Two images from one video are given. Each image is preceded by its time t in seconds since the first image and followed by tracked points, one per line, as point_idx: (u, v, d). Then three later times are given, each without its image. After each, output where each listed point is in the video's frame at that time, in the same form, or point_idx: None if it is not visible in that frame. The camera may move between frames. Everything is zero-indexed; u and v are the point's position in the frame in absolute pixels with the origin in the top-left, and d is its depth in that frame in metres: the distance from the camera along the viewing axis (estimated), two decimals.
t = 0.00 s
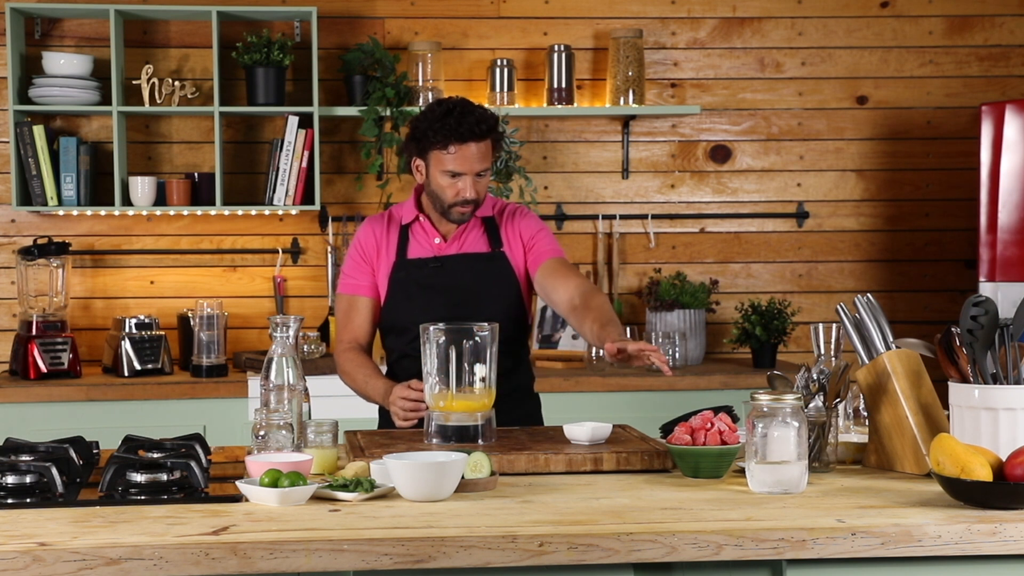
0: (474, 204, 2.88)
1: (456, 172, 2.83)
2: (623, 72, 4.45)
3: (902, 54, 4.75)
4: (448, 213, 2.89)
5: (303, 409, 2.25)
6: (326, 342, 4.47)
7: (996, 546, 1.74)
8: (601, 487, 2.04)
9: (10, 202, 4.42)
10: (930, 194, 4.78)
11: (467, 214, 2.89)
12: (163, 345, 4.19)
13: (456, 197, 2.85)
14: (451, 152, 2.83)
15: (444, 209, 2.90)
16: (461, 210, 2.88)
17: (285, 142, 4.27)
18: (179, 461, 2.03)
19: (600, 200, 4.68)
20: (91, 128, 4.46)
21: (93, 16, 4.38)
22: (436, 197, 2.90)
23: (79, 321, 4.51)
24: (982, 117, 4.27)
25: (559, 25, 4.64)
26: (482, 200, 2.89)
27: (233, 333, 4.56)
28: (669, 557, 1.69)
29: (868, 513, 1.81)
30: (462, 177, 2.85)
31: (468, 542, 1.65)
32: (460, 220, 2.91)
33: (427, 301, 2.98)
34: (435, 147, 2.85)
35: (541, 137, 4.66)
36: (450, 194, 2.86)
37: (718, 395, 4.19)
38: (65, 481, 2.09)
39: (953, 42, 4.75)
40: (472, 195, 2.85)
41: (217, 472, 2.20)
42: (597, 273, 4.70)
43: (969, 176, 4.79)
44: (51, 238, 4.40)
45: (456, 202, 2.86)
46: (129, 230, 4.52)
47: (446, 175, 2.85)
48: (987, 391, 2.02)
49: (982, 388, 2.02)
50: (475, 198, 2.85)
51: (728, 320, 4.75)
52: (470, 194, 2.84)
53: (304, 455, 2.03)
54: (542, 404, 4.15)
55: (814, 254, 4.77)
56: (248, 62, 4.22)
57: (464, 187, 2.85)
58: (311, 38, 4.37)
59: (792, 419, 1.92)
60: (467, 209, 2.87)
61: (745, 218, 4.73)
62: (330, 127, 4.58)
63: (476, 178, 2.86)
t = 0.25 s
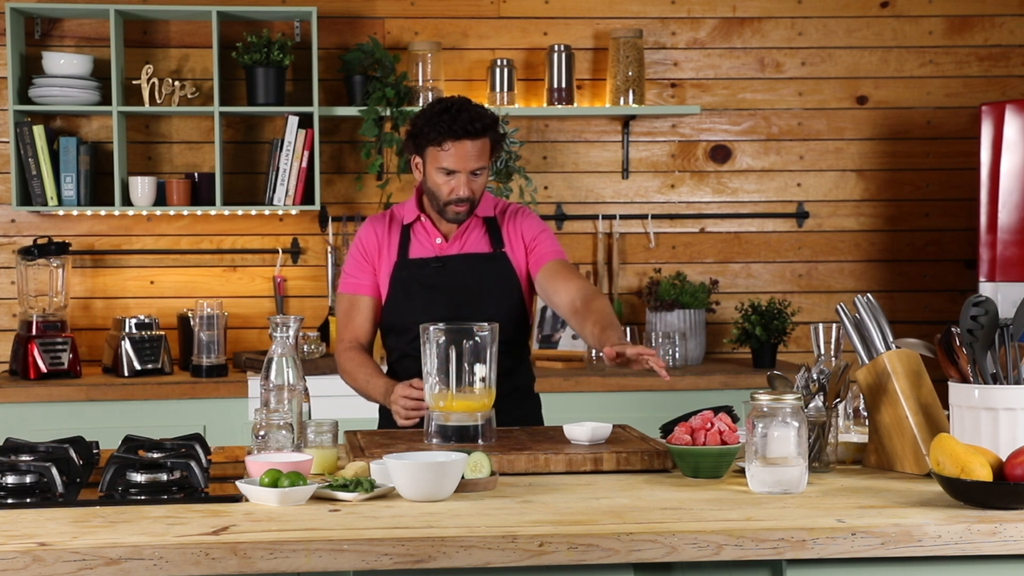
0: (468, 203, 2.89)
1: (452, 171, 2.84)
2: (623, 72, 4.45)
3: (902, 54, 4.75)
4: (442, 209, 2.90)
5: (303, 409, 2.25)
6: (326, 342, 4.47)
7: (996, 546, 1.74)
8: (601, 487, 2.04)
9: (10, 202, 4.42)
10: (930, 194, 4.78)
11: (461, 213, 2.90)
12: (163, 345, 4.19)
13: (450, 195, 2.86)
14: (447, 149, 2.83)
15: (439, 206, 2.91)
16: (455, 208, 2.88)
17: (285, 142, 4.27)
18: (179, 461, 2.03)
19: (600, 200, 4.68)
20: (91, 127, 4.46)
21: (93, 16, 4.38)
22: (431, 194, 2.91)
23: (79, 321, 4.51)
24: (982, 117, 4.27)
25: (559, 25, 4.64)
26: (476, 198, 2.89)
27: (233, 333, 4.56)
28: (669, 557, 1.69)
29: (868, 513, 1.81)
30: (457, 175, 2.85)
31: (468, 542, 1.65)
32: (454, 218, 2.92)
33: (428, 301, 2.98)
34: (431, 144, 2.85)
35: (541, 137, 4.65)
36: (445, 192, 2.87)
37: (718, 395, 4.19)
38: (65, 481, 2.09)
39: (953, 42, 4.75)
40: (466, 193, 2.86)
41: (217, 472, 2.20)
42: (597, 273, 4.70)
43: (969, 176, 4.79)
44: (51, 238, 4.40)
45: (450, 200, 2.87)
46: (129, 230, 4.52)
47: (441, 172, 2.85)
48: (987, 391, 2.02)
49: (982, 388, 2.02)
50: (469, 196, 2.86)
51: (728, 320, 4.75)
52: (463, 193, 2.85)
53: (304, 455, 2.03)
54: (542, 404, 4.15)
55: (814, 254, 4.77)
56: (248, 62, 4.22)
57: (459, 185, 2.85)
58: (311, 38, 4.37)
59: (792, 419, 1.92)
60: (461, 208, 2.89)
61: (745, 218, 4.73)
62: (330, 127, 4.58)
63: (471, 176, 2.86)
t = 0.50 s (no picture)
0: (467, 202, 2.87)
1: (450, 167, 2.84)
2: (623, 72, 4.45)
3: (902, 54, 4.75)
4: (441, 208, 2.89)
5: (303, 409, 2.25)
6: (326, 342, 4.47)
7: (995, 546, 1.74)
8: (601, 487, 2.04)
9: (10, 202, 4.42)
10: (930, 194, 4.78)
11: (460, 212, 2.88)
12: (163, 345, 4.19)
13: (448, 193, 2.85)
14: (445, 146, 2.83)
15: (438, 205, 2.90)
16: (453, 207, 2.88)
17: (285, 142, 4.27)
18: (179, 461, 2.03)
19: (600, 200, 4.68)
20: (91, 127, 4.46)
21: (93, 16, 4.38)
22: (430, 192, 2.90)
23: (79, 321, 4.51)
24: (982, 117, 4.28)
25: (559, 25, 4.64)
26: (475, 197, 2.88)
27: (233, 333, 4.56)
28: (669, 557, 1.69)
29: (868, 513, 1.81)
30: (454, 172, 2.85)
31: (468, 542, 1.65)
32: (453, 218, 2.90)
33: (429, 301, 2.98)
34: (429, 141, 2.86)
35: (541, 137, 4.65)
36: (443, 190, 2.86)
37: (718, 395, 4.19)
38: (65, 481, 2.09)
39: (953, 42, 4.75)
40: (464, 192, 2.85)
41: (217, 473, 2.20)
42: (597, 273, 4.70)
43: (969, 176, 4.79)
44: (51, 238, 4.40)
45: (448, 198, 2.86)
46: (129, 230, 4.52)
47: (440, 169, 2.86)
48: (987, 391, 2.02)
49: (982, 388, 2.02)
50: (466, 194, 2.85)
51: (728, 320, 4.75)
52: (461, 191, 2.84)
53: (304, 455, 2.03)
54: (542, 404, 4.15)
55: (814, 254, 4.77)
56: (248, 62, 4.22)
57: (456, 183, 2.85)
58: (311, 38, 4.37)
59: (792, 419, 1.92)
60: (460, 207, 2.87)
61: (745, 218, 4.73)
62: (330, 127, 4.58)
63: (469, 174, 2.86)
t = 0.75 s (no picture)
0: (462, 185, 2.91)
1: (443, 151, 2.89)
2: (623, 72, 4.45)
3: (902, 54, 4.75)
4: (437, 194, 2.93)
5: (303, 409, 2.25)
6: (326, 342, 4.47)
7: (995, 546, 1.74)
8: (601, 487, 2.04)
9: (10, 202, 4.42)
10: (930, 194, 4.78)
11: (456, 197, 2.91)
12: (163, 345, 4.19)
13: (443, 177, 2.90)
14: (438, 130, 2.90)
15: (434, 192, 2.93)
16: (450, 191, 2.90)
17: (285, 142, 4.27)
18: (179, 461, 2.03)
19: (600, 200, 4.68)
20: (91, 127, 4.46)
21: (93, 16, 4.38)
22: (426, 181, 2.95)
23: (79, 321, 4.51)
24: (982, 117, 4.28)
25: (559, 25, 4.64)
26: (470, 180, 2.92)
27: (233, 333, 4.56)
28: (669, 557, 1.68)
29: (868, 513, 1.81)
30: (448, 155, 2.90)
31: (468, 542, 1.65)
32: (450, 204, 2.92)
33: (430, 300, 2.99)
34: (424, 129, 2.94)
35: (541, 137, 4.65)
36: (438, 176, 2.91)
37: (718, 395, 4.18)
38: (65, 481, 2.09)
39: (953, 42, 4.75)
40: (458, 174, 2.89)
41: (217, 472, 2.20)
42: (597, 273, 4.70)
43: (969, 176, 4.79)
44: (51, 238, 4.40)
45: (444, 181, 2.90)
46: (129, 230, 4.52)
47: (434, 155, 2.91)
48: (987, 391, 2.02)
49: (982, 388, 2.02)
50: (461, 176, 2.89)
51: (728, 320, 4.75)
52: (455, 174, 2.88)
53: (304, 455, 2.03)
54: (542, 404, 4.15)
55: (814, 254, 4.77)
56: (248, 62, 4.22)
57: (450, 166, 2.90)
58: (311, 38, 4.37)
59: (792, 419, 1.92)
60: (456, 190, 2.90)
61: (745, 218, 4.74)
62: (330, 127, 4.58)
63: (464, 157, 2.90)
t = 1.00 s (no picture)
0: (464, 161, 2.94)
1: (445, 130, 2.95)
2: (623, 72, 4.45)
3: (902, 54, 4.75)
4: (438, 173, 2.95)
5: (303, 409, 2.25)
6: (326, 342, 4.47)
7: (995, 546, 1.74)
8: (601, 487, 2.04)
9: (10, 202, 4.42)
10: (930, 194, 4.78)
11: (458, 174, 2.93)
12: (163, 345, 4.19)
13: (444, 154, 2.94)
14: (440, 111, 2.98)
15: (436, 172, 2.96)
16: (452, 168, 2.93)
17: (285, 142, 4.27)
18: (179, 461, 2.03)
19: (600, 200, 4.68)
20: (91, 127, 4.46)
21: (93, 16, 4.38)
22: (428, 164, 2.98)
23: (79, 321, 4.51)
24: (982, 117, 4.28)
25: (559, 25, 4.64)
26: (472, 158, 2.95)
27: (233, 333, 4.56)
28: (669, 557, 1.68)
29: (868, 513, 1.81)
30: (449, 134, 2.95)
31: (468, 542, 1.65)
32: (452, 181, 2.94)
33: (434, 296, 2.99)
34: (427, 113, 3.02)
35: (541, 137, 4.65)
36: (440, 153, 2.95)
37: (718, 395, 4.18)
38: (65, 481, 2.09)
39: (953, 42, 4.75)
40: (460, 149, 2.93)
41: (217, 472, 2.20)
42: (597, 272, 4.70)
43: (969, 176, 4.79)
44: (51, 238, 4.40)
45: (445, 159, 2.94)
46: (129, 230, 4.52)
47: (435, 136, 2.97)
48: (987, 391, 2.02)
49: (982, 388, 2.02)
50: (462, 152, 2.92)
51: (728, 320, 4.75)
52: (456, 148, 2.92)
53: (304, 455, 2.03)
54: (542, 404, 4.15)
55: (814, 254, 4.77)
56: (248, 62, 4.22)
57: (451, 143, 2.94)
58: (311, 38, 4.37)
59: (792, 419, 1.92)
60: (458, 165, 2.93)
61: (745, 218, 4.73)
62: (330, 127, 4.58)
63: (466, 136, 2.95)
